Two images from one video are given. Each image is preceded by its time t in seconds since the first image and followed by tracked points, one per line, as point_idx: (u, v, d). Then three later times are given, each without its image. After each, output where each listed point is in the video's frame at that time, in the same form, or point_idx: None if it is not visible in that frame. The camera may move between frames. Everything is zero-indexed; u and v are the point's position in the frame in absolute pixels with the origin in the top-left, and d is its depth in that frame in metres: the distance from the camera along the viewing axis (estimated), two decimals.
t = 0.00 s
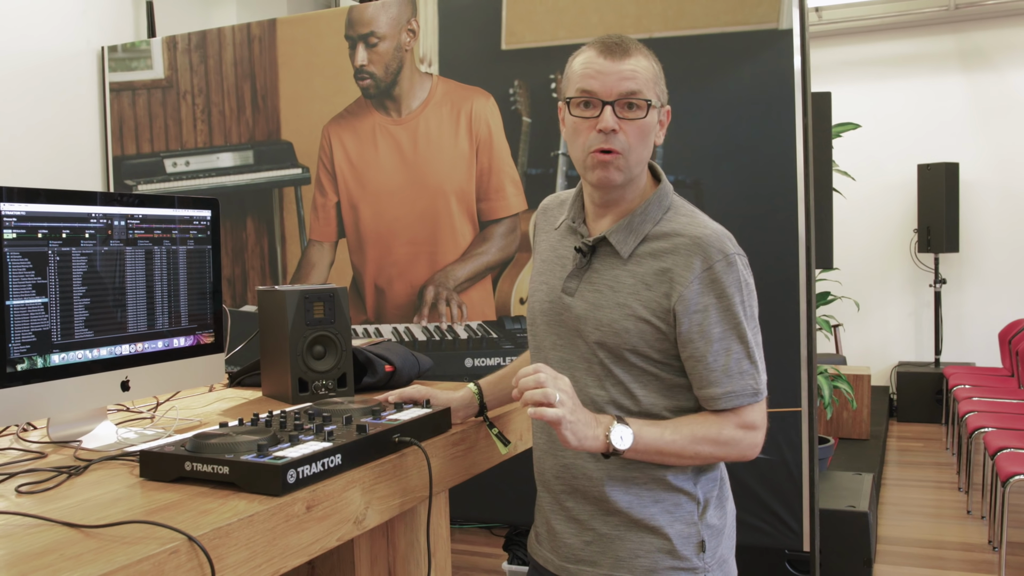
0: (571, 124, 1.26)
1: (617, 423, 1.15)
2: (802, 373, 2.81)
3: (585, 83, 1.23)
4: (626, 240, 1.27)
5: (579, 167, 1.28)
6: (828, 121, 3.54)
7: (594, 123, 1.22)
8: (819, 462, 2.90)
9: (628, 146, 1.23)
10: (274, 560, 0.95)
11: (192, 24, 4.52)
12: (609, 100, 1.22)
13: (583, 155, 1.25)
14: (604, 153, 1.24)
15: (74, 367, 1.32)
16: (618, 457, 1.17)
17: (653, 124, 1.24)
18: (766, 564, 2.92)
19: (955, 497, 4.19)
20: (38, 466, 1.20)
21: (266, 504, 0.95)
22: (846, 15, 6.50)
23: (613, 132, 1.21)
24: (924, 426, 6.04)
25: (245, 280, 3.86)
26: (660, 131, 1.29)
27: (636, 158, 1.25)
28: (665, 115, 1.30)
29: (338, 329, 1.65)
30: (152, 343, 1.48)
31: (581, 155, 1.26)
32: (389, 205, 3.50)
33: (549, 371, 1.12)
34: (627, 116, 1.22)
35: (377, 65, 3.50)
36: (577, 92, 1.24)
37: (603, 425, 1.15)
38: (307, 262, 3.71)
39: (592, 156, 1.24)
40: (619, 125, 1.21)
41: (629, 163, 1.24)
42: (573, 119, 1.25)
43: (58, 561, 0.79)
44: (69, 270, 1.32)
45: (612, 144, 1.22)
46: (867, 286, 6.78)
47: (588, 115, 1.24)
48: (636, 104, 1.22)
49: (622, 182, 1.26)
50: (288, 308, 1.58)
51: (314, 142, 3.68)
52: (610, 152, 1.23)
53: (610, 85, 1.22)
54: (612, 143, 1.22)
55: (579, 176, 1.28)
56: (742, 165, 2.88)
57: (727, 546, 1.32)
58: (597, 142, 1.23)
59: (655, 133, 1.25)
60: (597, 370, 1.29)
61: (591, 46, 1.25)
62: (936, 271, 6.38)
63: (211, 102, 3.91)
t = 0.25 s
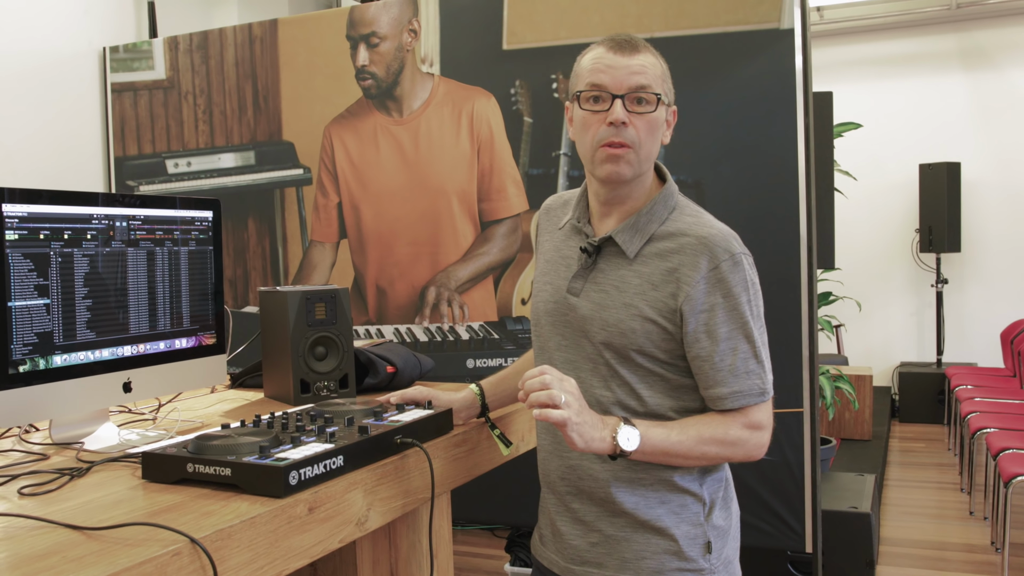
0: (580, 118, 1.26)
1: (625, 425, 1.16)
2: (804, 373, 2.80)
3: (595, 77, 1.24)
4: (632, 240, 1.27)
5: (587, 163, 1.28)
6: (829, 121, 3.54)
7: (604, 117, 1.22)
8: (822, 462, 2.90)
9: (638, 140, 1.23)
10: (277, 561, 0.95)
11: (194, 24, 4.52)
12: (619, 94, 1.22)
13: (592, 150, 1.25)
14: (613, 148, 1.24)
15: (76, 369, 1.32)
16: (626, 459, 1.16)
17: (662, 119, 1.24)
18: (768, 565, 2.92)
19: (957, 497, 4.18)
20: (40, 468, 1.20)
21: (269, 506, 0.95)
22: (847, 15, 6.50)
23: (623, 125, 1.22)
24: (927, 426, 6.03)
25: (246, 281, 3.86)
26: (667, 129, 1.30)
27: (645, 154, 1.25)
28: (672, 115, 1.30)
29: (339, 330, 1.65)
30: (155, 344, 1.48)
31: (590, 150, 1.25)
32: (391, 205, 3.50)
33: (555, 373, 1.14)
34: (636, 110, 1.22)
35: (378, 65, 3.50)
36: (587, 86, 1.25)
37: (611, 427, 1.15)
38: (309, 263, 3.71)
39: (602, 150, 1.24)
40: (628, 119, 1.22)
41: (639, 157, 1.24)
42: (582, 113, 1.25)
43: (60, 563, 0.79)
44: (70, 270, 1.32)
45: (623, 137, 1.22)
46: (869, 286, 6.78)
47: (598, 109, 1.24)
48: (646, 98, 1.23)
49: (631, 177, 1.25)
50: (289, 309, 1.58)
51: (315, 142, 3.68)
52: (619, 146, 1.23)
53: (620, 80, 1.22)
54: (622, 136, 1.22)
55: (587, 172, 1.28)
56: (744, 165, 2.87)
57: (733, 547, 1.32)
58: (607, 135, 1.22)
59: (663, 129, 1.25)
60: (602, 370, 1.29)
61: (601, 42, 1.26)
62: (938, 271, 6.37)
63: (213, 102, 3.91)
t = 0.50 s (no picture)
0: (584, 117, 1.26)
1: (636, 408, 1.15)
2: (805, 374, 2.80)
3: (599, 77, 1.24)
4: (635, 240, 1.27)
5: (590, 162, 1.28)
6: (830, 122, 3.54)
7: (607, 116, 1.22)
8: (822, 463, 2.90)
9: (641, 139, 1.23)
10: (277, 562, 0.95)
11: (195, 26, 4.53)
12: (623, 93, 1.23)
13: (595, 147, 1.25)
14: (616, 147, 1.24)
15: (77, 370, 1.32)
16: (634, 442, 1.16)
17: (665, 119, 1.24)
18: (769, 565, 2.92)
19: (958, 497, 4.18)
20: (41, 469, 1.20)
21: (269, 507, 0.95)
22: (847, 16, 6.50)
23: (626, 124, 1.22)
24: (928, 427, 6.03)
25: (247, 282, 3.86)
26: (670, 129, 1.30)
27: (648, 153, 1.25)
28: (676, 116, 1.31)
29: (340, 331, 1.65)
30: (155, 346, 1.48)
31: (593, 148, 1.25)
32: (392, 207, 3.50)
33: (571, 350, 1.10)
34: (640, 110, 1.23)
35: (379, 67, 3.51)
36: (591, 86, 1.25)
37: (622, 409, 1.14)
38: (309, 264, 3.71)
39: (605, 148, 1.23)
40: (632, 118, 1.22)
41: (642, 157, 1.24)
42: (586, 112, 1.25)
43: (61, 564, 0.80)
44: (71, 272, 1.32)
45: (626, 136, 1.22)
46: (869, 287, 6.77)
47: (601, 108, 1.24)
48: (649, 98, 1.23)
49: (634, 175, 1.25)
50: (290, 310, 1.58)
51: (316, 144, 3.68)
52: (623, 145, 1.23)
53: (625, 79, 1.22)
54: (626, 134, 1.22)
55: (590, 171, 1.28)
56: (744, 167, 2.88)
57: (735, 547, 1.32)
58: (610, 134, 1.22)
59: (666, 129, 1.25)
60: (605, 371, 1.29)
61: (605, 42, 1.27)
62: (939, 272, 6.37)
63: (214, 104, 3.92)
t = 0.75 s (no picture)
0: (577, 124, 1.26)
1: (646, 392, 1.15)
2: (803, 375, 2.80)
3: (592, 84, 1.24)
4: (634, 241, 1.26)
5: (583, 168, 1.29)
6: (828, 123, 3.54)
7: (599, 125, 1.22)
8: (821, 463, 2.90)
9: (633, 148, 1.23)
10: (275, 563, 0.95)
11: (194, 25, 4.52)
12: (615, 101, 1.22)
13: (587, 155, 1.25)
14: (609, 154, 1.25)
15: (75, 371, 1.32)
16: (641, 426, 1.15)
17: (659, 125, 1.24)
18: (768, 565, 2.92)
19: (956, 497, 4.19)
20: (39, 470, 1.20)
21: (267, 508, 0.95)
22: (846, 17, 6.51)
23: (618, 133, 1.22)
24: (926, 427, 6.03)
25: (245, 283, 3.86)
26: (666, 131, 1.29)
27: (641, 160, 1.25)
28: (672, 117, 1.30)
29: (338, 332, 1.65)
30: (153, 346, 1.48)
31: (585, 155, 1.26)
32: (390, 207, 3.50)
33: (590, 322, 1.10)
34: (633, 118, 1.22)
35: (377, 67, 3.51)
36: (583, 92, 1.25)
37: (633, 391, 1.14)
38: (308, 265, 3.71)
39: (596, 157, 1.24)
40: (624, 127, 1.21)
41: (635, 164, 1.25)
42: (579, 119, 1.26)
43: (59, 566, 0.79)
44: (69, 273, 1.32)
45: (618, 145, 1.22)
46: (868, 288, 6.78)
47: (594, 115, 1.24)
48: (642, 106, 1.22)
49: (626, 183, 1.26)
50: (288, 311, 1.58)
51: (314, 144, 3.68)
52: (615, 153, 1.24)
53: (617, 86, 1.22)
54: (617, 144, 1.22)
55: (584, 177, 1.29)
56: (743, 167, 2.88)
57: (733, 548, 1.32)
58: (601, 143, 1.23)
59: (661, 135, 1.25)
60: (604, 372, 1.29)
61: (599, 46, 1.26)
62: (937, 272, 6.37)
63: (212, 104, 3.92)
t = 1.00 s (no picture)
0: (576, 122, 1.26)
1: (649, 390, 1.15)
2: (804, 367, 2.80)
3: (589, 82, 1.23)
4: (636, 234, 1.26)
5: (583, 165, 1.29)
6: (829, 115, 3.53)
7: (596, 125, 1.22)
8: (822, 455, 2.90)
9: (631, 147, 1.23)
10: (276, 556, 0.95)
11: (193, 20, 4.51)
12: (613, 101, 1.21)
13: (586, 153, 1.25)
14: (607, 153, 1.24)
15: (76, 366, 1.32)
16: (643, 423, 1.16)
17: (658, 123, 1.23)
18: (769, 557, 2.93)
19: (958, 489, 4.19)
20: (41, 465, 1.20)
21: (269, 501, 0.95)
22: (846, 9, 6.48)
23: (616, 133, 1.21)
24: (927, 419, 6.03)
25: (247, 278, 3.86)
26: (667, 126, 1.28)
27: (640, 158, 1.24)
28: (674, 108, 1.29)
29: (339, 326, 1.65)
30: (154, 341, 1.48)
31: (584, 153, 1.26)
32: (390, 202, 3.50)
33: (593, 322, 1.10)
34: (631, 117, 1.21)
35: (377, 62, 3.50)
36: (581, 90, 1.24)
37: (636, 389, 1.14)
38: (309, 260, 3.71)
39: (594, 156, 1.24)
40: (622, 127, 1.21)
41: (633, 163, 1.24)
42: (577, 117, 1.25)
43: (61, 559, 0.80)
44: (69, 268, 1.32)
45: (615, 145, 1.22)
46: (869, 280, 6.77)
47: (591, 114, 1.23)
48: (640, 104, 1.22)
49: (625, 181, 1.26)
50: (289, 305, 1.58)
51: (314, 139, 3.67)
52: (613, 153, 1.24)
53: (614, 85, 1.21)
54: (615, 144, 1.22)
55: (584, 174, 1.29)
56: (743, 160, 2.87)
57: (732, 541, 1.33)
58: (599, 143, 1.23)
59: (660, 131, 1.24)
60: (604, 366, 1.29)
61: (597, 41, 1.24)
62: (938, 265, 6.36)
63: (212, 99, 3.91)
